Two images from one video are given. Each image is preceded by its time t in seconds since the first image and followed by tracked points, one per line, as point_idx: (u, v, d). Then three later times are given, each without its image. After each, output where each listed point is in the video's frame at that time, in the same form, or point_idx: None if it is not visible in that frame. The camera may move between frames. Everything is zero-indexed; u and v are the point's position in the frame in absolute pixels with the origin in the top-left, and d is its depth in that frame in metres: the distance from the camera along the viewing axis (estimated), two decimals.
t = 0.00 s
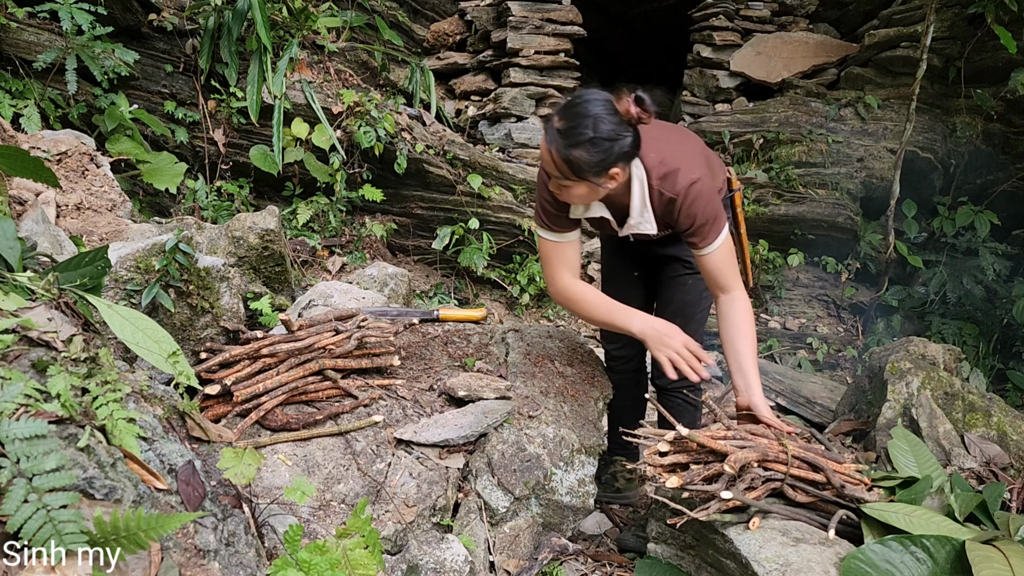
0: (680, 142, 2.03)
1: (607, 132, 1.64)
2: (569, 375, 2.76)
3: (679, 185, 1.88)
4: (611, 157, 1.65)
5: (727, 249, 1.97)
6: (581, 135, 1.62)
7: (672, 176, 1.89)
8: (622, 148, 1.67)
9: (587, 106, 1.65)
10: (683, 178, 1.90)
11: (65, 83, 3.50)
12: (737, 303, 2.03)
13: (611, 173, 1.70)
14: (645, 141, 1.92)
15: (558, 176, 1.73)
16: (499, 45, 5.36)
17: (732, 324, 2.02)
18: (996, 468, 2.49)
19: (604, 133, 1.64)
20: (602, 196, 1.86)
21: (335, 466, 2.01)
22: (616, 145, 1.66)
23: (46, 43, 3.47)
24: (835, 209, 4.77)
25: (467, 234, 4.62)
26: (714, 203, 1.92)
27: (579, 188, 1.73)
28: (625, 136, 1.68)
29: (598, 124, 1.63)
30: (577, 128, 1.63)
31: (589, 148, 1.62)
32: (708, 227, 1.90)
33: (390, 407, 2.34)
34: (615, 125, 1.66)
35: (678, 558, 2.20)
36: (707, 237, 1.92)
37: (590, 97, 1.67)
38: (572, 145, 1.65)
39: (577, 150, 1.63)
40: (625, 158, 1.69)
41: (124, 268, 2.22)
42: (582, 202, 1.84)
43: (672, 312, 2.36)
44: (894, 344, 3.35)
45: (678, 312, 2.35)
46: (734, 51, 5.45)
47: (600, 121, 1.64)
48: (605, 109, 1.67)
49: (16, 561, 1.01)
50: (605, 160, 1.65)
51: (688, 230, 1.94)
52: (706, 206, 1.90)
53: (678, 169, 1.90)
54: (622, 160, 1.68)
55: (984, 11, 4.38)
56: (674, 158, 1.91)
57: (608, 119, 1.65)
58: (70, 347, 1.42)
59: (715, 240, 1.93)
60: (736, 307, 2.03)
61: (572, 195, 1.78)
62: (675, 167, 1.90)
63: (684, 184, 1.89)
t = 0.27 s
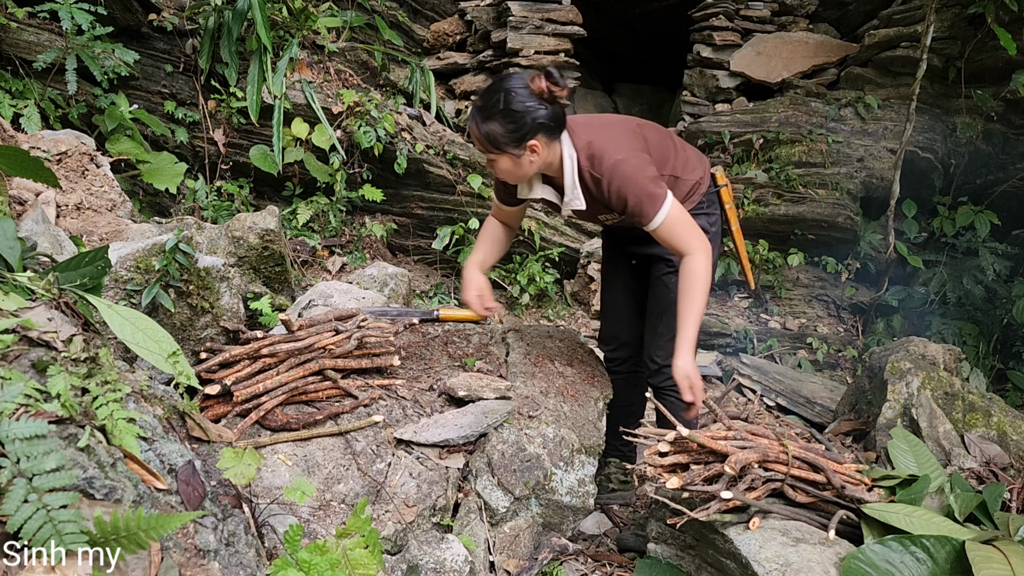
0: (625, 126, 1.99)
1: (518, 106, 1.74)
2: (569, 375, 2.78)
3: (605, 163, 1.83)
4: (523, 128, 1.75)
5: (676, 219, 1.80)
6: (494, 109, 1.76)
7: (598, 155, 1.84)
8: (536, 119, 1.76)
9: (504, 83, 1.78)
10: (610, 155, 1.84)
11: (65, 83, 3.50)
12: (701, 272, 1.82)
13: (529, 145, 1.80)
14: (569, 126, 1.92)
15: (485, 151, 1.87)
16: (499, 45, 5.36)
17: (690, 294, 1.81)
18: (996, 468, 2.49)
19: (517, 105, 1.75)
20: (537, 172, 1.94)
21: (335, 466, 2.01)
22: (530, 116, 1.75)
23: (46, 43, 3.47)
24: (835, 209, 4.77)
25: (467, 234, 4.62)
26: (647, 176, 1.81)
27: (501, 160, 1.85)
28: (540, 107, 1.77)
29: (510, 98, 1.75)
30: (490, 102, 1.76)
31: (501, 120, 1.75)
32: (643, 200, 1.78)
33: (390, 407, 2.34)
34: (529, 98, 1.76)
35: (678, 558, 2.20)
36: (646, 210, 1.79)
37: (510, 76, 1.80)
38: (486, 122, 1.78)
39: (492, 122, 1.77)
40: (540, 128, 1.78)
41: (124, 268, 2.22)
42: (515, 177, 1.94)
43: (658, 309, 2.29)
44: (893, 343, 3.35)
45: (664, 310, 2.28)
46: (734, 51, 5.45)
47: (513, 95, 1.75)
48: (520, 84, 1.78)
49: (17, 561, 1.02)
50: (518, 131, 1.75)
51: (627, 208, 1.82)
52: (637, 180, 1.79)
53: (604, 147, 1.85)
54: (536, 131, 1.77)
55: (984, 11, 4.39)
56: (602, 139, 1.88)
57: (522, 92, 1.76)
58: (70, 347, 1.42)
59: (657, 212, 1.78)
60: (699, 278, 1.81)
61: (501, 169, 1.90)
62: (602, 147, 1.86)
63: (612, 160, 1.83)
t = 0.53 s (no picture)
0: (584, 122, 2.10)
1: (470, 95, 1.89)
2: (569, 375, 2.78)
3: (549, 152, 1.93)
4: (474, 113, 1.89)
5: (609, 209, 1.88)
6: (449, 97, 1.90)
7: (544, 145, 1.95)
8: (488, 105, 1.90)
9: (460, 76, 1.95)
10: (555, 144, 1.94)
11: (65, 83, 3.50)
12: (623, 264, 1.90)
13: (483, 130, 1.92)
14: (525, 118, 2.03)
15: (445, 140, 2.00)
16: (499, 45, 5.36)
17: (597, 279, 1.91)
18: (996, 468, 2.49)
19: (469, 93, 1.90)
20: (495, 162, 2.05)
21: (335, 466, 2.01)
22: (482, 103, 1.89)
23: (46, 43, 3.47)
24: (835, 209, 4.77)
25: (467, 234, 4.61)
26: (587, 166, 1.90)
27: (459, 147, 1.98)
28: (491, 95, 1.91)
29: (463, 87, 1.91)
30: (446, 92, 1.92)
31: (455, 106, 1.89)
32: (578, 189, 1.88)
33: (390, 407, 2.34)
34: (481, 87, 1.91)
35: (678, 558, 2.20)
36: (580, 200, 1.88)
37: (467, 70, 1.97)
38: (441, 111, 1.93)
39: (448, 111, 1.91)
40: (492, 115, 1.91)
41: (124, 268, 2.21)
42: (475, 165, 2.05)
43: (641, 307, 2.33)
44: (893, 343, 3.35)
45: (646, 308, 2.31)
46: (734, 51, 5.45)
47: (466, 85, 1.91)
48: (475, 77, 1.93)
49: (17, 561, 1.01)
50: (470, 116, 1.89)
51: (567, 197, 1.93)
52: (575, 170, 1.89)
53: (551, 136, 1.96)
54: (489, 116, 1.90)
55: (984, 11, 4.39)
56: (553, 129, 1.98)
57: (475, 83, 1.91)
58: (70, 347, 1.42)
59: (591, 202, 1.88)
60: (621, 266, 1.90)
61: (461, 157, 2.02)
62: (551, 136, 1.96)
63: (555, 149, 1.93)
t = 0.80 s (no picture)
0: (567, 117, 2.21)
1: (459, 80, 2.05)
2: (569, 375, 2.78)
3: (519, 141, 2.08)
4: (461, 98, 2.05)
5: (553, 203, 2.01)
6: (438, 84, 2.06)
7: (519, 133, 2.10)
8: (474, 91, 2.05)
9: (450, 67, 2.11)
10: (527, 134, 2.08)
11: (65, 83, 3.50)
12: (548, 256, 2.03)
13: (470, 114, 2.07)
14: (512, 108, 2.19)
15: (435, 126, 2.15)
16: (499, 45, 5.36)
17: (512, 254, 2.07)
18: (996, 468, 2.49)
19: (457, 81, 2.06)
20: (482, 149, 2.19)
21: (335, 466, 2.00)
22: (469, 89, 2.05)
23: (46, 43, 3.46)
24: (836, 209, 4.78)
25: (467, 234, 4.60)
26: (547, 158, 2.03)
27: (448, 131, 2.12)
28: (479, 82, 2.07)
29: (452, 75, 2.07)
30: (435, 80, 2.08)
31: (444, 92, 2.05)
32: (530, 178, 2.02)
33: (390, 407, 2.34)
34: (469, 75, 2.07)
35: (678, 558, 2.20)
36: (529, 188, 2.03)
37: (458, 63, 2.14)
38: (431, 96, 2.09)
39: (437, 98, 2.06)
40: (479, 100, 2.06)
41: (124, 268, 2.21)
42: (464, 152, 2.19)
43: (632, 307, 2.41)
44: (893, 343, 3.35)
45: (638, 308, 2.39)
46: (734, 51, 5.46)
47: (456, 72, 2.08)
48: (463, 67, 2.09)
49: (16, 561, 1.01)
50: (457, 100, 2.04)
51: (524, 183, 2.08)
52: (534, 159, 2.03)
53: (527, 127, 2.10)
54: (475, 101, 2.05)
55: (984, 11, 4.39)
56: (531, 121, 2.12)
57: (463, 71, 2.07)
58: (70, 347, 1.42)
59: (537, 192, 2.01)
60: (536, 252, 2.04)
61: (450, 143, 2.17)
62: (527, 127, 2.11)
63: (525, 138, 2.07)
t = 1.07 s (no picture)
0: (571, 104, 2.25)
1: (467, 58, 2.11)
2: (569, 375, 2.79)
3: (519, 118, 2.12)
4: (470, 75, 2.10)
5: (541, 175, 2.00)
6: (449, 61, 2.11)
7: (522, 112, 2.14)
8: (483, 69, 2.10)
9: (461, 45, 2.17)
10: (529, 112, 2.12)
11: (65, 83, 3.50)
12: (521, 217, 1.98)
13: (478, 91, 2.12)
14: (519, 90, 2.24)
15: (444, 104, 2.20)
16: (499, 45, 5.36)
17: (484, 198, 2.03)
18: (996, 468, 2.49)
19: (467, 59, 2.11)
20: (488, 129, 2.23)
21: (335, 466, 2.01)
22: (478, 67, 2.10)
23: (46, 43, 3.46)
24: (836, 209, 4.77)
25: (467, 234, 4.54)
26: (543, 135, 2.05)
27: (456, 109, 2.17)
28: (489, 61, 2.12)
29: (462, 53, 2.12)
30: (445, 58, 2.13)
31: (454, 69, 2.10)
32: (524, 149, 2.04)
33: (390, 407, 2.34)
34: (479, 54, 2.12)
35: (678, 558, 2.20)
36: (521, 158, 2.04)
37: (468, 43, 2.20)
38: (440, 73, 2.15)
39: (446, 75, 2.12)
40: (487, 78, 2.11)
41: (124, 268, 2.21)
42: (471, 130, 2.23)
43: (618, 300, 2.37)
44: (892, 343, 3.35)
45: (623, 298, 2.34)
46: (734, 51, 5.46)
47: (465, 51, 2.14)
48: (473, 45, 2.15)
49: (17, 561, 1.01)
50: (466, 77, 2.10)
51: (518, 156, 2.10)
52: (530, 134, 2.06)
53: (530, 107, 2.14)
54: (484, 79, 2.11)
55: (984, 11, 4.39)
56: (535, 102, 2.16)
57: (474, 50, 2.13)
58: (70, 347, 1.43)
59: (528, 163, 2.02)
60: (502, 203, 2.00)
61: (456, 120, 2.21)
62: (530, 107, 2.15)
63: (526, 116, 2.11)
